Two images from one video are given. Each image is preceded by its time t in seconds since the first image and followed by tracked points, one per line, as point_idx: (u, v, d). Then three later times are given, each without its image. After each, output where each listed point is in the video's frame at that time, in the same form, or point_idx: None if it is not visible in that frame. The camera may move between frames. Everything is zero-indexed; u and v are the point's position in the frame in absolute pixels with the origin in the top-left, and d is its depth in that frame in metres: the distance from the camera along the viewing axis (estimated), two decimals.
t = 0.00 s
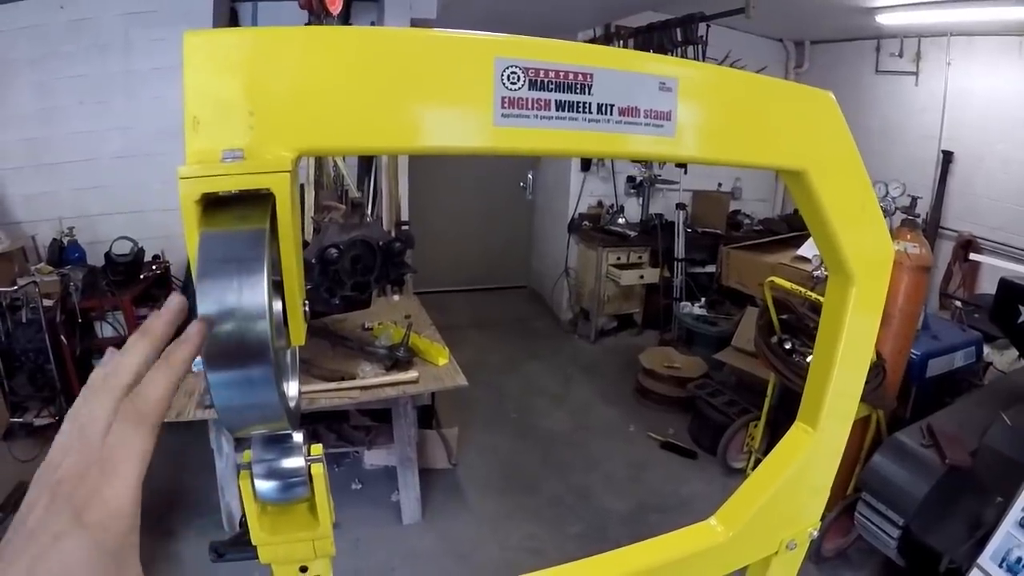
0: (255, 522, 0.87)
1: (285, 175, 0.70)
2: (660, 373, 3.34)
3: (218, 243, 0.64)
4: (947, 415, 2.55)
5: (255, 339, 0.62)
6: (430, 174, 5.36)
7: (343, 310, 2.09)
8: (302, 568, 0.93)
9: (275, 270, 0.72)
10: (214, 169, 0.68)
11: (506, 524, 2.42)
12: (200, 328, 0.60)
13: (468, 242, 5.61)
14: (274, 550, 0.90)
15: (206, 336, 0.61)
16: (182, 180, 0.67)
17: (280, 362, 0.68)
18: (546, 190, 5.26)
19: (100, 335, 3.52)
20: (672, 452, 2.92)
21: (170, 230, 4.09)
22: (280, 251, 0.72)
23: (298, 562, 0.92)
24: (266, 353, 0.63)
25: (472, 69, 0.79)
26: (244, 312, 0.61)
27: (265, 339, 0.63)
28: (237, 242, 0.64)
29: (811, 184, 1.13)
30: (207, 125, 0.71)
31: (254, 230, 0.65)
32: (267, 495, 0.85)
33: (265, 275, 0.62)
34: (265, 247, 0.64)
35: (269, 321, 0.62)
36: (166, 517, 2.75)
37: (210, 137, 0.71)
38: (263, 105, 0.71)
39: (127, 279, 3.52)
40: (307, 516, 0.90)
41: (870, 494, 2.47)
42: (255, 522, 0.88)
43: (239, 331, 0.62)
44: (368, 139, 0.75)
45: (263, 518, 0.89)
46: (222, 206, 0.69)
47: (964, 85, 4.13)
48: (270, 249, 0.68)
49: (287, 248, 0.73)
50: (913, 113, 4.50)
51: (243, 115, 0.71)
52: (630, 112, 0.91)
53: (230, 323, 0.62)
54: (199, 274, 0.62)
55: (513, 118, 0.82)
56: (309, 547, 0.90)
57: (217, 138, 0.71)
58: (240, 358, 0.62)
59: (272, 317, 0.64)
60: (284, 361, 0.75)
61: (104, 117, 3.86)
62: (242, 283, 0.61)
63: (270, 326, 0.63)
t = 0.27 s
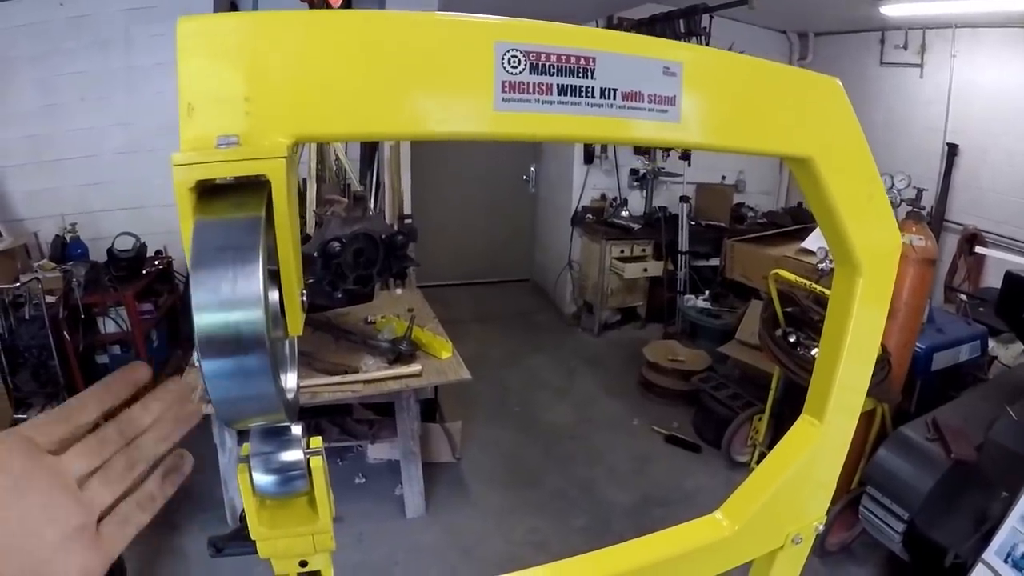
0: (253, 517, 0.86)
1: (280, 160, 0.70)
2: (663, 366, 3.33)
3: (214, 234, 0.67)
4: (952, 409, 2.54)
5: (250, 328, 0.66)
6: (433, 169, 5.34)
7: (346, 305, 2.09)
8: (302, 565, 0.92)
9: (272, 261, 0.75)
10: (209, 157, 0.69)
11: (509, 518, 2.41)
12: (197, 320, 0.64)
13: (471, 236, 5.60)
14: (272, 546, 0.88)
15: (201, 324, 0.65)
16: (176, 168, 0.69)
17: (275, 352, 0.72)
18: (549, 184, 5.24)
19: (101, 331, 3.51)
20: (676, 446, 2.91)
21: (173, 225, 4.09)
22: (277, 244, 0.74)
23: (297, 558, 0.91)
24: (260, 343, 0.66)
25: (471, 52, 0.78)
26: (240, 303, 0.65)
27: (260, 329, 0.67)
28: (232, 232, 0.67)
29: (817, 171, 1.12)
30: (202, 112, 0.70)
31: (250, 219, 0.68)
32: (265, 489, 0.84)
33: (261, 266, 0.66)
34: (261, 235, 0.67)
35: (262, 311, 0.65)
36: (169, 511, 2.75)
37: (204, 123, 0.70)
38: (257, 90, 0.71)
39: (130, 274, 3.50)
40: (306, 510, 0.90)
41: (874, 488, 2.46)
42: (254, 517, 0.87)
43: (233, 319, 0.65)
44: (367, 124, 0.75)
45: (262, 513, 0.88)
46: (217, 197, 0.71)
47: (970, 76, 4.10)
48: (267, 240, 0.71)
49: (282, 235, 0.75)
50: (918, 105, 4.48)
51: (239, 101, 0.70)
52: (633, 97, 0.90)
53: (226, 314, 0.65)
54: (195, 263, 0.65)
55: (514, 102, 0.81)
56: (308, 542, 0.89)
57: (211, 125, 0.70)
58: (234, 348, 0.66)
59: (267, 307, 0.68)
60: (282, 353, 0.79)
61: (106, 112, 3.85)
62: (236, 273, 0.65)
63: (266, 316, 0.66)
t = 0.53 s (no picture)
0: (260, 511, 0.86)
1: (284, 150, 0.71)
2: (672, 358, 3.32)
3: (219, 224, 0.67)
4: (963, 402, 2.52)
5: (255, 322, 0.65)
6: (439, 161, 5.34)
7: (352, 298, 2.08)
8: (310, 560, 0.92)
9: (278, 253, 0.75)
10: (214, 147, 0.70)
11: (517, 510, 2.41)
12: (202, 313, 0.63)
13: (478, 229, 5.60)
14: (279, 539, 0.88)
15: (206, 318, 0.64)
16: (179, 159, 0.70)
17: (281, 345, 0.71)
18: (556, 176, 5.23)
19: (110, 325, 3.43)
20: (684, 437, 2.91)
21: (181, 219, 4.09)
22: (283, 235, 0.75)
23: (305, 552, 0.90)
24: (267, 336, 0.66)
25: (479, 39, 0.77)
26: (245, 295, 0.64)
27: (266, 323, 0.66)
28: (237, 224, 0.67)
29: (829, 160, 1.11)
30: (205, 101, 0.71)
31: (256, 210, 0.68)
32: (273, 483, 0.85)
33: (265, 257, 0.65)
34: (266, 226, 0.67)
35: (269, 303, 0.65)
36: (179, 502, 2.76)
37: (209, 112, 0.71)
38: (262, 79, 0.71)
39: (137, 268, 3.53)
40: (313, 504, 0.90)
41: (884, 481, 2.44)
42: (261, 511, 0.86)
43: (238, 311, 0.64)
44: (377, 111, 0.74)
45: (269, 507, 0.88)
46: (223, 186, 0.71)
47: (979, 65, 4.06)
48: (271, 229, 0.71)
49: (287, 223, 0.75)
50: (927, 94, 4.43)
51: (243, 91, 0.71)
52: (644, 84, 0.89)
53: (231, 307, 0.64)
54: (199, 254, 0.65)
55: (522, 90, 0.81)
56: (315, 536, 0.88)
57: (216, 115, 0.71)
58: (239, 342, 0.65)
59: (273, 299, 0.67)
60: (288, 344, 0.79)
61: (113, 107, 3.86)
62: (241, 265, 0.64)
63: (271, 309, 0.65)
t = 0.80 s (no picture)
0: (268, 518, 0.85)
1: (288, 153, 0.70)
2: (684, 355, 3.31)
3: (223, 230, 0.67)
4: (979, 397, 2.49)
5: (259, 327, 0.65)
6: (447, 160, 5.33)
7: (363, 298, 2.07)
8: (318, 563, 0.92)
9: (283, 256, 0.74)
10: (216, 150, 0.69)
11: (529, 510, 2.41)
12: (204, 319, 0.63)
13: (487, 227, 5.59)
14: (288, 546, 0.87)
15: (209, 324, 0.64)
16: (182, 163, 0.69)
17: (287, 350, 0.70)
18: (566, 173, 5.20)
19: (121, 325, 3.46)
20: (697, 435, 2.89)
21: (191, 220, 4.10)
22: (288, 237, 0.74)
23: (313, 557, 0.90)
24: (270, 341, 0.65)
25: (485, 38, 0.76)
26: (249, 300, 0.64)
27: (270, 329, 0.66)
28: (242, 229, 0.67)
29: (841, 156, 1.09)
30: (207, 104, 0.70)
31: (258, 213, 0.68)
32: (279, 489, 0.84)
33: (268, 261, 0.65)
34: (269, 230, 0.67)
35: (272, 308, 0.65)
36: (192, 503, 2.77)
37: (210, 115, 0.70)
38: (264, 81, 0.70)
39: (149, 269, 3.52)
40: (321, 509, 0.89)
41: (899, 478, 2.41)
42: (269, 518, 0.86)
43: (242, 316, 0.65)
44: (381, 112, 0.73)
45: (276, 512, 0.87)
46: (226, 189, 0.72)
47: (989, 57, 4.01)
48: (275, 233, 0.70)
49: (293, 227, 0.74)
50: (937, 87, 4.39)
51: (245, 93, 0.70)
52: (653, 81, 0.88)
53: (233, 310, 0.64)
54: (203, 259, 0.65)
55: (530, 89, 0.79)
56: (323, 541, 0.88)
57: (218, 118, 0.70)
58: (241, 348, 0.65)
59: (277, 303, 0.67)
60: (293, 349, 0.77)
61: (122, 108, 3.86)
62: (244, 270, 0.65)
63: (275, 313, 0.65)
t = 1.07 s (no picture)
0: (272, 522, 0.83)
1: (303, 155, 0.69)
2: (688, 361, 3.30)
3: (234, 231, 0.66)
4: (985, 407, 2.47)
5: (269, 331, 0.64)
6: (454, 161, 5.32)
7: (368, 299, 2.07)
8: (322, 569, 0.90)
9: (293, 259, 0.73)
10: (229, 150, 0.68)
11: (532, 514, 2.40)
12: (212, 322, 0.62)
13: (493, 230, 5.58)
14: (292, 551, 0.86)
15: (216, 327, 0.63)
16: (192, 162, 0.68)
17: (295, 354, 0.69)
18: (573, 177, 5.20)
19: (124, 319, 3.48)
20: (700, 442, 2.89)
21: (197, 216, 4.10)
22: (299, 241, 0.72)
23: (317, 563, 0.89)
24: (278, 346, 0.64)
25: (501, 43, 0.75)
26: (259, 303, 0.63)
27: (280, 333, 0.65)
28: (253, 230, 0.66)
29: (854, 166, 1.08)
30: (219, 102, 0.69)
31: (269, 215, 0.67)
32: (284, 495, 0.82)
33: (278, 264, 0.64)
34: (280, 232, 0.66)
35: (282, 312, 0.64)
36: (192, 500, 2.77)
37: (223, 114, 0.69)
38: (278, 81, 0.69)
39: (154, 264, 3.51)
40: (326, 515, 0.87)
41: (903, 488, 2.39)
42: (273, 523, 0.84)
43: (250, 320, 0.64)
44: (396, 116, 0.73)
45: (280, 517, 0.85)
46: (235, 189, 0.70)
47: (998, 67, 4.00)
48: (287, 235, 0.69)
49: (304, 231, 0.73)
50: (945, 96, 4.38)
51: (258, 93, 0.69)
52: (670, 89, 0.87)
53: (241, 313, 0.63)
54: (212, 260, 0.64)
55: (547, 95, 0.79)
56: (327, 548, 0.87)
57: (229, 117, 0.69)
58: (247, 352, 0.64)
59: (287, 307, 0.66)
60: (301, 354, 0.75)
61: (130, 103, 3.86)
62: (253, 272, 0.63)
63: (284, 318, 0.65)
